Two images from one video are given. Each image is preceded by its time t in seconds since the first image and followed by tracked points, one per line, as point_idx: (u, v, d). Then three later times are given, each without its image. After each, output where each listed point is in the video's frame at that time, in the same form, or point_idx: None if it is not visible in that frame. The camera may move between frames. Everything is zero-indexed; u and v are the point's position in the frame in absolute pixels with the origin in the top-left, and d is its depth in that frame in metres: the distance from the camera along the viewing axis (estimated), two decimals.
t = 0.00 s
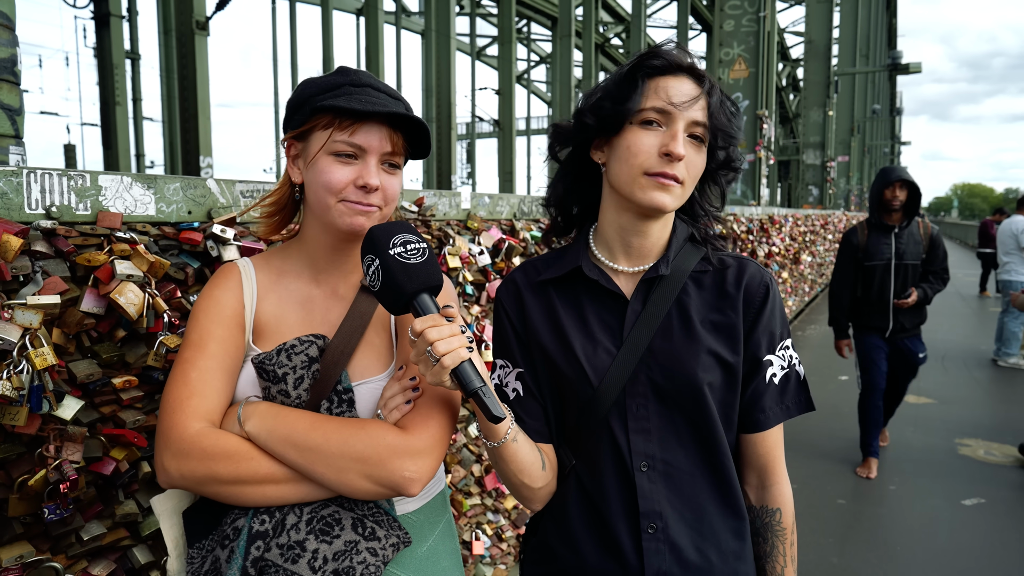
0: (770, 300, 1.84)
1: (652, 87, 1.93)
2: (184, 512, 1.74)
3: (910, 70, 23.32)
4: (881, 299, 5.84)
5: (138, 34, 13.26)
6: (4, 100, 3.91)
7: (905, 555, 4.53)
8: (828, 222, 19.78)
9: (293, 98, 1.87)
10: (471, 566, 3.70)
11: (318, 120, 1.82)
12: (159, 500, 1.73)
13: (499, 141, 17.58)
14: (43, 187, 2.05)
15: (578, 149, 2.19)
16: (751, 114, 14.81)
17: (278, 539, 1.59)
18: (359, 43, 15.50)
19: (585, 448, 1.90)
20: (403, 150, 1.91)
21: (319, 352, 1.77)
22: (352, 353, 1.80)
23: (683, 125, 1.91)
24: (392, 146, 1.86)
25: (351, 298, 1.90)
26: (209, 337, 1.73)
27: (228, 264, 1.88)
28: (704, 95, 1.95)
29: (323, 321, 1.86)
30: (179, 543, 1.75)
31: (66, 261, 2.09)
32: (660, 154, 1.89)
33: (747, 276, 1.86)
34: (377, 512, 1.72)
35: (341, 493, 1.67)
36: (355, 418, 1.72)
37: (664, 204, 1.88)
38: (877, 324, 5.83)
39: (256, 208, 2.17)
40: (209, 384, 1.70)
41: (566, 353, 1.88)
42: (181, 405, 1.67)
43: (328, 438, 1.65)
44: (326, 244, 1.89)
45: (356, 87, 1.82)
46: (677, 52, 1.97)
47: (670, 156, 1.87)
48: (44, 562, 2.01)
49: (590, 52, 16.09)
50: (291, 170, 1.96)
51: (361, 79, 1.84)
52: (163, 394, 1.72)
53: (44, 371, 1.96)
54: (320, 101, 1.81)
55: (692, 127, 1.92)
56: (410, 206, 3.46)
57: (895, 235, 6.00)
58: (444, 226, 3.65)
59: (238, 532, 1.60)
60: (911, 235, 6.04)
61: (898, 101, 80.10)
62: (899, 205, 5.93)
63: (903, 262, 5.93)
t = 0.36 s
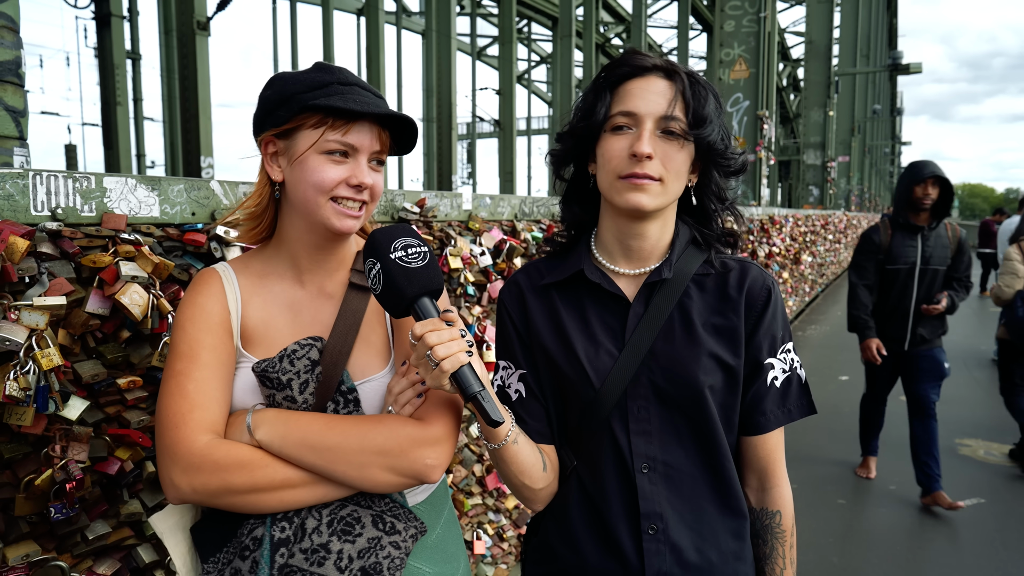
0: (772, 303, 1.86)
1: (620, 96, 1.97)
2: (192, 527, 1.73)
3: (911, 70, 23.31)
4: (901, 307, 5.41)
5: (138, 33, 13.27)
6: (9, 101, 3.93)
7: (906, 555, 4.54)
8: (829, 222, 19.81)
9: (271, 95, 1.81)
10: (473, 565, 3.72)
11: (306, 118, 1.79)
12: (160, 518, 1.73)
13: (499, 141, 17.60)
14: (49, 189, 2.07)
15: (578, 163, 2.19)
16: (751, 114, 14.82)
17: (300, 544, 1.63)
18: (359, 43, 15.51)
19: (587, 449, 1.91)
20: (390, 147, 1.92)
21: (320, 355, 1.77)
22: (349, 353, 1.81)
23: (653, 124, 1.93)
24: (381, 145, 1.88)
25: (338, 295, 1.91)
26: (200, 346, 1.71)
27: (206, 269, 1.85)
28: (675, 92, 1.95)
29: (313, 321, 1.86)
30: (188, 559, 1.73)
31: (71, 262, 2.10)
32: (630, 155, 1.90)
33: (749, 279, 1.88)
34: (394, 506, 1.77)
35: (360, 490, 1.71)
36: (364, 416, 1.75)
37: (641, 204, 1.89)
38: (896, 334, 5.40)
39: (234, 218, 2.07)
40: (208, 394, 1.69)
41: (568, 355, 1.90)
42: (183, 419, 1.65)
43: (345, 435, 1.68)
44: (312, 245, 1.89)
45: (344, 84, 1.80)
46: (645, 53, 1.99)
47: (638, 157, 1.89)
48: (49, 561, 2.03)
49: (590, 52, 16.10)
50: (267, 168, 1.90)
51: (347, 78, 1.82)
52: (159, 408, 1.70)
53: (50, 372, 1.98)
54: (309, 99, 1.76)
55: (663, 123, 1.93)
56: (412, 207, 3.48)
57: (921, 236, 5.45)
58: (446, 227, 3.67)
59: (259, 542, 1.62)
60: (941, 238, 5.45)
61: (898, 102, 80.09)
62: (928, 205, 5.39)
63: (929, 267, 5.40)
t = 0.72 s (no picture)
0: (773, 305, 1.86)
1: (603, 99, 1.97)
2: (203, 530, 1.71)
3: (912, 70, 23.30)
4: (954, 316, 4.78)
5: (139, 34, 13.27)
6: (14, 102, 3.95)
7: (909, 555, 4.54)
8: (829, 222, 19.83)
9: (270, 97, 1.79)
10: (476, 564, 3.74)
11: (312, 126, 1.80)
12: (164, 524, 1.69)
13: (500, 141, 17.61)
14: (56, 190, 2.09)
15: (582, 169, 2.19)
16: (752, 114, 14.83)
17: (314, 541, 1.64)
18: (359, 43, 15.53)
19: (586, 449, 1.93)
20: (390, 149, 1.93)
21: (327, 351, 1.80)
22: (354, 348, 1.83)
23: (629, 126, 1.92)
24: (383, 149, 1.90)
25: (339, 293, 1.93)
26: (204, 344, 1.72)
27: (205, 268, 1.85)
28: (653, 89, 1.92)
29: (315, 320, 1.88)
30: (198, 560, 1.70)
31: (77, 262, 2.12)
32: (606, 159, 1.91)
33: (751, 280, 1.88)
34: (404, 502, 1.81)
35: (378, 481, 1.74)
36: (374, 408, 1.77)
37: (622, 208, 1.90)
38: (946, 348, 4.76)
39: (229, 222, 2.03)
40: (216, 391, 1.69)
41: (567, 355, 1.92)
42: (191, 418, 1.66)
43: (360, 427, 1.72)
44: (311, 246, 1.90)
45: (349, 90, 1.80)
46: (623, 54, 1.98)
47: (613, 162, 1.89)
48: (57, 559, 2.04)
49: (591, 52, 16.11)
50: (267, 171, 1.89)
51: (350, 82, 1.83)
52: (163, 408, 1.70)
53: (57, 371, 2.00)
54: (314, 106, 1.76)
55: (638, 123, 1.92)
56: (416, 207, 3.50)
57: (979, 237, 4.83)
58: (449, 227, 3.68)
59: (272, 540, 1.63)
60: (999, 240, 4.85)
61: (899, 102, 80.11)
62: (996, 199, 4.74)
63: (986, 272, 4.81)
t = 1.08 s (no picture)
0: (772, 309, 1.86)
1: (595, 104, 1.99)
2: (206, 533, 1.72)
3: (913, 70, 23.32)
4: None
5: (139, 33, 13.29)
6: (17, 104, 3.96)
7: (909, 556, 4.56)
8: (829, 221, 19.84)
9: (260, 101, 1.82)
10: (477, 564, 3.75)
11: (298, 130, 1.80)
12: (171, 527, 1.71)
13: (500, 141, 17.62)
14: (60, 192, 2.10)
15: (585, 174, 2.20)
16: (753, 114, 14.84)
17: (315, 543, 1.66)
18: (359, 43, 15.56)
19: (582, 450, 1.94)
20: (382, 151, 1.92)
21: (327, 353, 1.81)
22: (355, 351, 1.84)
23: (619, 130, 1.94)
24: (373, 150, 1.89)
25: (342, 295, 1.94)
26: (206, 348, 1.73)
27: (209, 272, 1.87)
28: (642, 92, 1.92)
29: (316, 322, 1.89)
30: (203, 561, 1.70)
31: (81, 264, 2.14)
32: (597, 165, 1.93)
33: (750, 283, 1.88)
34: (405, 504, 1.81)
35: (378, 484, 1.75)
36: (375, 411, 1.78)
37: (612, 213, 1.91)
38: None
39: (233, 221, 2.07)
40: (217, 395, 1.71)
41: (563, 356, 1.93)
42: (192, 421, 1.68)
43: (359, 430, 1.72)
44: (310, 248, 1.91)
45: (334, 92, 1.80)
46: (614, 57, 1.99)
47: (603, 167, 1.91)
48: (61, 559, 2.06)
49: (591, 52, 16.12)
50: (261, 175, 1.92)
51: (338, 83, 1.83)
52: (166, 412, 1.72)
53: (62, 372, 2.02)
54: (299, 109, 1.77)
55: (629, 126, 1.92)
56: (416, 208, 3.51)
57: None
58: (450, 228, 3.70)
59: (274, 542, 1.65)
60: None
61: (899, 102, 80.11)
62: None
63: None
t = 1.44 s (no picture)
0: (775, 311, 1.86)
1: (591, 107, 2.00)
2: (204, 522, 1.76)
3: (913, 70, 23.33)
4: None
5: (139, 33, 13.31)
6: (18, 103, 3.96)
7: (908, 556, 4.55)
8: (830, 222, 19.83)
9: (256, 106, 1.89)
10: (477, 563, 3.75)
11: (286, 125, 1.85)
12: (173, 513, 1.75)
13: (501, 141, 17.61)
14: (61, 192, 2.10)
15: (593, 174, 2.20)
16: (754, 113, 14.83)
17: (310, 539, 1.66)
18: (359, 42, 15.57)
19: (583, 450, 1.94)
20: (377, 135, 1.90)
21: (333, 350, 1.82)
22: (362, 349, 1.84)
23: (615, 129, 1.93)
24: (363, 132, 1.87)
25: (356, 294, 1.94)
26: (218, 338, 1.76)
27: (229, 265, 1.91)
28: (630, 89, 1.92)
29: (329, 318, 1.89)
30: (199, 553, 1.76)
31: (82, 263, 2.13)
32: (593, 167, 1.94)
33: (753, 285, 1.88)
34: (404, 505, 1.80)
35: (373, 485, 1.74)
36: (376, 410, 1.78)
37: (610, 212, 1.91)
38: None
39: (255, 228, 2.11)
40: (224, 385, 1.75)
41: (564, 355, 1.93)
42: (197, 409, 1.70)
43: (355, 427, 1.73)
44: (325, 242, 1.92)
45: (314, 82, 1.83)
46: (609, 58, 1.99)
47: (599, 167, 1.91)
48: (62, 559, 2.06)
49: (592, 52, 16.11)
50: (273, 179, 1.97)
51: (320, 74, 1.85)
52: (175, 397, 1.75)
53: (63, 372, 2.02)
54: (283, 104, 1.82)
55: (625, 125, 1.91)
56: (418, 208, 3.51)
57: None
58: (451, 228, 3.70)
59: (269, 536, 1.67)
60: None
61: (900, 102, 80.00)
62: None
63: None
